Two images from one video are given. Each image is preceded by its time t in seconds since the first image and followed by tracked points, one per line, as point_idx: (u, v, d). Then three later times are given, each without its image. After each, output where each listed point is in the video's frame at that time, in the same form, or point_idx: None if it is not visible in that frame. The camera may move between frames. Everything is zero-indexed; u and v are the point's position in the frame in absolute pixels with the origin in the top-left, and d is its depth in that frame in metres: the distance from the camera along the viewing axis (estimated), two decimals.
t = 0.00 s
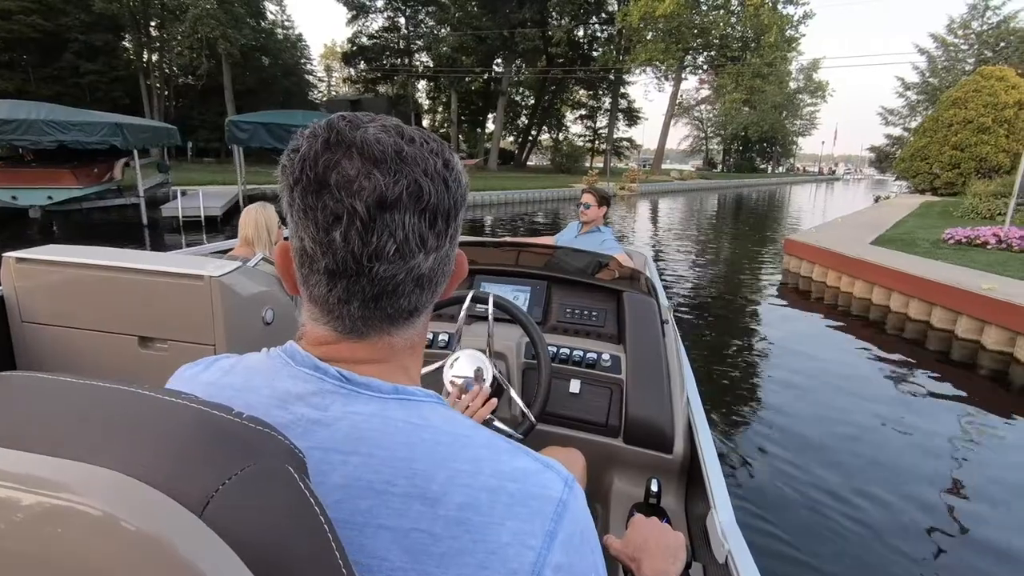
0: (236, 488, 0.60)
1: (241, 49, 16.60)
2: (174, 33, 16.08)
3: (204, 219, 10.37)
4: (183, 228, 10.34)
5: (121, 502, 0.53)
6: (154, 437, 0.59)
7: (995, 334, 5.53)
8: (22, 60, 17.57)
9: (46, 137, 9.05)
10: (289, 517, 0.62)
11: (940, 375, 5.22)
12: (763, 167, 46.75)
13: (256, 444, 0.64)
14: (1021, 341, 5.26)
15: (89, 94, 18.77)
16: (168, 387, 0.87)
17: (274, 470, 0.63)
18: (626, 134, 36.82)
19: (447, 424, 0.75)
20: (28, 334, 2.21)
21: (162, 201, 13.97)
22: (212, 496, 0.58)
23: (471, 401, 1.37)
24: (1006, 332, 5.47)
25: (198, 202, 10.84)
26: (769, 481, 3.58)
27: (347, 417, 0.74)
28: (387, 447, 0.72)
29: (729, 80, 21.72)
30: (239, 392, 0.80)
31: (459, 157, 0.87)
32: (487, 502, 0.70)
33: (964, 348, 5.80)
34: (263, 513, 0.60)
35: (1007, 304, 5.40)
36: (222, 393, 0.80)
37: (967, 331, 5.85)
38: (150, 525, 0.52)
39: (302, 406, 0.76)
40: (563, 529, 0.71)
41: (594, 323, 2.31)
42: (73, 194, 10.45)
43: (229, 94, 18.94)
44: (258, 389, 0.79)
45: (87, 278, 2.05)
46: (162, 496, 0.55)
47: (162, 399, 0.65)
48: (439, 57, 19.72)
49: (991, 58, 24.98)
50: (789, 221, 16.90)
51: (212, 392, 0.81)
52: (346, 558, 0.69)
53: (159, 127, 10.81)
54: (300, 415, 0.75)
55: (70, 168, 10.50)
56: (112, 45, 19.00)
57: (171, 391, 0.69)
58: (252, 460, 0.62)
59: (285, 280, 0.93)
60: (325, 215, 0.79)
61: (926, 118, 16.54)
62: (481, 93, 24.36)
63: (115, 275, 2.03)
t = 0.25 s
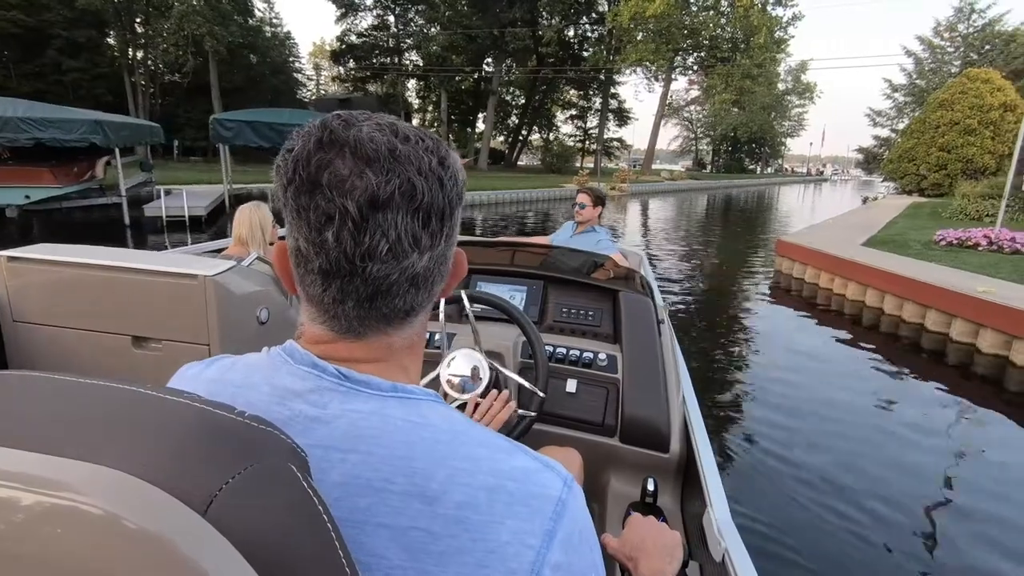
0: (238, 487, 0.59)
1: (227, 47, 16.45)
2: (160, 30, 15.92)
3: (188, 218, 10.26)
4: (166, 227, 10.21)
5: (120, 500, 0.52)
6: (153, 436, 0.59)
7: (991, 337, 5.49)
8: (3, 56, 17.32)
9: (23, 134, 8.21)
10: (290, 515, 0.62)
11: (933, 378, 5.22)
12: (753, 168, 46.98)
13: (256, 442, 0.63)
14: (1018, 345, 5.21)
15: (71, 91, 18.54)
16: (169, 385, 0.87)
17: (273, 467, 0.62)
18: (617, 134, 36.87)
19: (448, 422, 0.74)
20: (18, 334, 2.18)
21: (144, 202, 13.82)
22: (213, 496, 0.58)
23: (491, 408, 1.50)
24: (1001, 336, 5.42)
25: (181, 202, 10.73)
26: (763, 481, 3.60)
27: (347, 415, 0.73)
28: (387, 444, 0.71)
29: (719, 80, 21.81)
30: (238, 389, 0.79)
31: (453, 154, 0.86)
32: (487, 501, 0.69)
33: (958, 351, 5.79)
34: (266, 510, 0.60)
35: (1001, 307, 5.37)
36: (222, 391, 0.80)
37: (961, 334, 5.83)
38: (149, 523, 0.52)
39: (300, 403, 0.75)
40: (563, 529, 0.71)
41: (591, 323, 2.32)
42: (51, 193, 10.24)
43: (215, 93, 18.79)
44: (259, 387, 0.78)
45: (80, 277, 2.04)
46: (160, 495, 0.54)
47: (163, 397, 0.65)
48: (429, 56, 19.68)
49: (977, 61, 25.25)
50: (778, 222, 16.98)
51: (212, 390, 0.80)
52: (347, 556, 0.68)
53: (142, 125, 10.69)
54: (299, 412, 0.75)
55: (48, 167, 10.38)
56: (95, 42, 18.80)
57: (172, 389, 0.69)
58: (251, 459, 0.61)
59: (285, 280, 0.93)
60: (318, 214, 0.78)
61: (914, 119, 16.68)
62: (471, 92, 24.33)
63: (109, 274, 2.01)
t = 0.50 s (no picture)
0: (236, 485, 0.59)
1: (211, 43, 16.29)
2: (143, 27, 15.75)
3: (170, 218, 10.15)
4: (147, 227, 10.09)
5: (120, 496, 0.52)
6: (153, 433, 0.59)
7: (983, 340, 5.50)
8: None
9: None
10: (289, 514, 0.61)
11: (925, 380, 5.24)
12: (741, 168, 47.20)
13: (254, 438, 0.63)
14: (1010, 348, 5.23)
15: (51, 87, 18.29)
16: (169, 382, 0.87)
17: (272, 464, 0.62)
18: (606, 134, 36.88)
19: (444, 421, 0.74)
20: (7, 334, 2.16)
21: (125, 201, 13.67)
22: (214, 492, 0.58)
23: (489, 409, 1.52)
24: (993, 338, 5.44)
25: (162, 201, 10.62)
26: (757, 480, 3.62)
27: (344, 412, 0.73)
28: (383, 443, 0.71)
29: (707, 81, 21.88)
30: (237, 386, 0.79)
31: (445, 152, 0.85)
32: (483, 500, 0.69)
33: (950, 353, 5.81)
34: (264, 507, 0.60)
35: (994, 311, 5.38)
36: (222, 388, 0.79)
37: (953, 336, 5.84)
38: (149, 519, 0.52)
39: (298, 400, 0.75)
40: (558, 529, 0.71)
41: (584, 322, 2.33)
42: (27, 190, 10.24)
43: (200, 90, 18.63)
44: (258, 384, 0.78)
45: (71, 276, 2.02)
46: (159, 491, 0.54)
47: (160, 394, 0.64)
48: (417, 55, 19.65)
49: (961, 63, 25.53)
50: (765, 222, 17.06)
51: (211, 386, 0.80)
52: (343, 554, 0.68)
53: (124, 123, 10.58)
54: (297, 409, 0.75)
55: (23, 166, 10.40)
56: (76, 37, 18.54)
57: (169, 386, 0.68)
58: (250, 457, 0.61)
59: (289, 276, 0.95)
60: (300, 211, 0.79)
61: (899, 121, 16.83)
62: (459, 91, 24.28)
63: (100, 273, 2.00)
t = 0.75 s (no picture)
0: (226, 484, 0.59)
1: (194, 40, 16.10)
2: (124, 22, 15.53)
3: (149, 217, 10.01)
4: (127, 226, 9.94)
5: (107, 495, 0.52)
6: (143, 430, 0.58)
7: (975, 343, 5.56)
8: None
9: None
10: (280, 515, 0.61)
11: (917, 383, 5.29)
12: (728, 169, 47.44)
13: (245, 435, 0.62)
14: (1003, 351, 5.28)
15: (29, 83, 17.97)
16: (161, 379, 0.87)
17: (265, 464, 0.62)
18: (594, 134, 36.90)
19: (436, 420, 0.74)
20: None
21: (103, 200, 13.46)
22: (204, 490, 0.57)
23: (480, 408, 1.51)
24: (985, 341, 5.50)
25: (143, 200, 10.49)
26: (746, 478, 3.64)
27: (334, 411, 0.73)
28: (375, 442, 0.71)
29: (694, 81, 21.97)
30: (228, 384, 0.79)
31: (416, 145, 0.81)
32: (475, 501, 0.69)
33: (943, 356, 5.87)
34: (257, 505, 0.60)
35: (986, 313, 5.43)
36: (211, 385, 0.79)
37: (945, 339, 5.89)
38: (137, 518, 0.51)
39: (288, 398, 0.75)
40: (550, 530, 0.71)
41: (576, 321, 2.33)
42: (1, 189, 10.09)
43: (183, 87, 18.42)
44: (248, 382, 0.78)
45: (58, 275, 1.99)
46: (147, 489, 0.54)
47: (149, 391, 0.64)
48: (405, 53, 19.58)
49: (944, 65, 25.85)
50: (752, 222, 17.17)
51: (201, 384, 0.80)
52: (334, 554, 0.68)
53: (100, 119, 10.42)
54: (287, 407, 0.74)
55: None
56: (55, 33, 18.25)
57: (158, 385, 0.68)
58: (241, 456, 0.61)
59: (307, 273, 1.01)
60: (268, 212, 0.82)
61: (884, 122, 17.02)
62: (447, 90, 24.20)
63: (87, 272, 1.97)
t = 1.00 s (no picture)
0: (212, 488, 0.58)
1: (178, 36, 15.93)
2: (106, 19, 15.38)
3: (131, 218, 9.88)
4: (108, 226, 9.82)
5: (94, 502, 0.52)
6: (130, 436, 0.58)
7: (969, 345, 5.55)
8: None
9: None
10: (267, 520, 0.61)
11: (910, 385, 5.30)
12: (717, 168, 47.62)
13: (233, 438, 0.62)
14: (997, 353, 5.28)
15: (10, 80, 17.75)
16: (144, 384, 0.86)
17: (250, 470, 0.61)
18: (584, 134, 36.90)
19: (425, 424, 0.74)
20: None
21: (83, 200, 13.27)
22: (190, 493, 0.57)
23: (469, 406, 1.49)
24: (979, 343, 5.49)
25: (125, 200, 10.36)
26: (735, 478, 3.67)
27: (324, 414, 0.73)
28: (365, 445, 0.71)
29: (683, 82, 22.03)
30: (215, 386, 0.78)
31: (400, 147, 0.80)
32: (465, 504, 0.69)
33: (935, 358, 5.87)
34: (246, 509, 0.60)
35: (980, 315, 5.42)
36: (199, 387, 0.79)
37: (938, 341, 5.89)
38: (123, 525, 0.51)
39: (278, 401, 0.74)
40: (541, 533, 0.71)
41: (568, 321, 2.34)
42: None
43: (168, 85, 18.27)
44: (236, 385, 0.77)
45: (45, 274, 1.97)
46: (131, 495, 0.53)
47: (135, 395, 0.63)
48: (393, 51, 19.54)
49: (929, 66, 26.09)
50: (741, 222, 17.26)
51: (187, 387, 0.79)
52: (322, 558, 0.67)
53: (78, 117, 10.20)
54: (276, 411, 0.74)
55: None
56: (36, 29, 18.02)
57: (144, 388, 0.67)
58: (227, 460, 0.60)
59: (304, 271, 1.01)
60: (253, 211, 0.83)
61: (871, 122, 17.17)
62: (436, 89, 24.18)
63: (74, 272, 1.95)
